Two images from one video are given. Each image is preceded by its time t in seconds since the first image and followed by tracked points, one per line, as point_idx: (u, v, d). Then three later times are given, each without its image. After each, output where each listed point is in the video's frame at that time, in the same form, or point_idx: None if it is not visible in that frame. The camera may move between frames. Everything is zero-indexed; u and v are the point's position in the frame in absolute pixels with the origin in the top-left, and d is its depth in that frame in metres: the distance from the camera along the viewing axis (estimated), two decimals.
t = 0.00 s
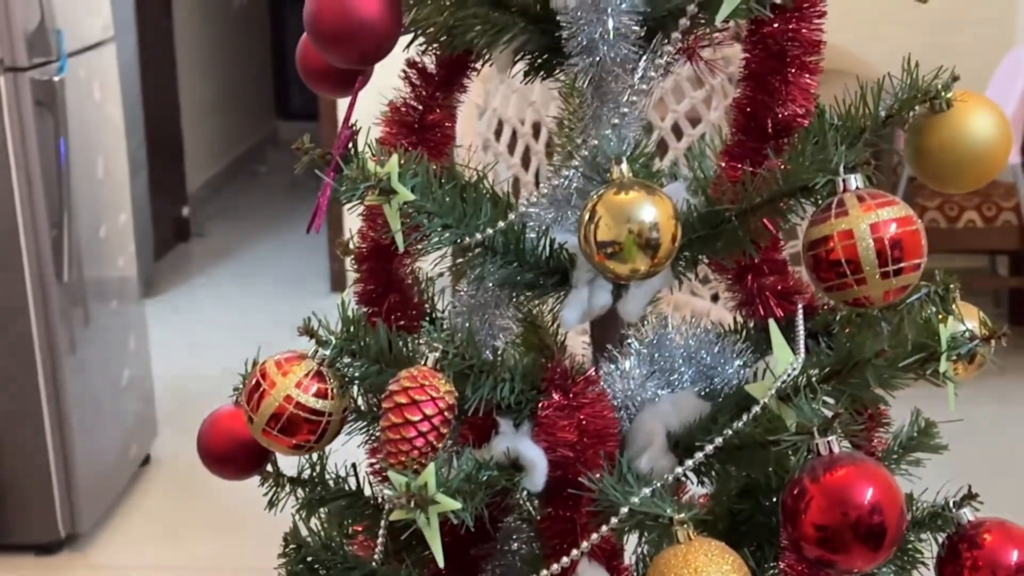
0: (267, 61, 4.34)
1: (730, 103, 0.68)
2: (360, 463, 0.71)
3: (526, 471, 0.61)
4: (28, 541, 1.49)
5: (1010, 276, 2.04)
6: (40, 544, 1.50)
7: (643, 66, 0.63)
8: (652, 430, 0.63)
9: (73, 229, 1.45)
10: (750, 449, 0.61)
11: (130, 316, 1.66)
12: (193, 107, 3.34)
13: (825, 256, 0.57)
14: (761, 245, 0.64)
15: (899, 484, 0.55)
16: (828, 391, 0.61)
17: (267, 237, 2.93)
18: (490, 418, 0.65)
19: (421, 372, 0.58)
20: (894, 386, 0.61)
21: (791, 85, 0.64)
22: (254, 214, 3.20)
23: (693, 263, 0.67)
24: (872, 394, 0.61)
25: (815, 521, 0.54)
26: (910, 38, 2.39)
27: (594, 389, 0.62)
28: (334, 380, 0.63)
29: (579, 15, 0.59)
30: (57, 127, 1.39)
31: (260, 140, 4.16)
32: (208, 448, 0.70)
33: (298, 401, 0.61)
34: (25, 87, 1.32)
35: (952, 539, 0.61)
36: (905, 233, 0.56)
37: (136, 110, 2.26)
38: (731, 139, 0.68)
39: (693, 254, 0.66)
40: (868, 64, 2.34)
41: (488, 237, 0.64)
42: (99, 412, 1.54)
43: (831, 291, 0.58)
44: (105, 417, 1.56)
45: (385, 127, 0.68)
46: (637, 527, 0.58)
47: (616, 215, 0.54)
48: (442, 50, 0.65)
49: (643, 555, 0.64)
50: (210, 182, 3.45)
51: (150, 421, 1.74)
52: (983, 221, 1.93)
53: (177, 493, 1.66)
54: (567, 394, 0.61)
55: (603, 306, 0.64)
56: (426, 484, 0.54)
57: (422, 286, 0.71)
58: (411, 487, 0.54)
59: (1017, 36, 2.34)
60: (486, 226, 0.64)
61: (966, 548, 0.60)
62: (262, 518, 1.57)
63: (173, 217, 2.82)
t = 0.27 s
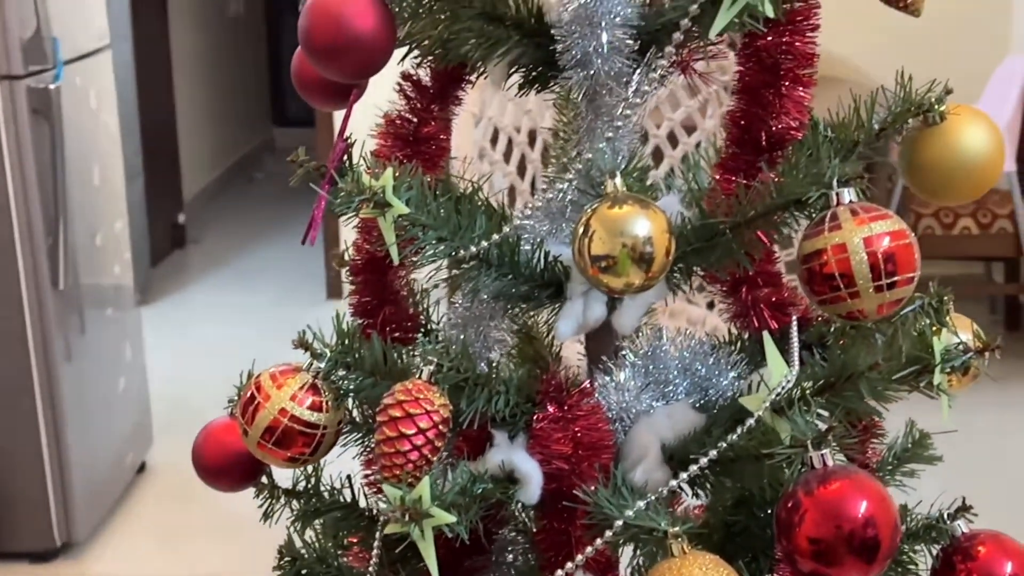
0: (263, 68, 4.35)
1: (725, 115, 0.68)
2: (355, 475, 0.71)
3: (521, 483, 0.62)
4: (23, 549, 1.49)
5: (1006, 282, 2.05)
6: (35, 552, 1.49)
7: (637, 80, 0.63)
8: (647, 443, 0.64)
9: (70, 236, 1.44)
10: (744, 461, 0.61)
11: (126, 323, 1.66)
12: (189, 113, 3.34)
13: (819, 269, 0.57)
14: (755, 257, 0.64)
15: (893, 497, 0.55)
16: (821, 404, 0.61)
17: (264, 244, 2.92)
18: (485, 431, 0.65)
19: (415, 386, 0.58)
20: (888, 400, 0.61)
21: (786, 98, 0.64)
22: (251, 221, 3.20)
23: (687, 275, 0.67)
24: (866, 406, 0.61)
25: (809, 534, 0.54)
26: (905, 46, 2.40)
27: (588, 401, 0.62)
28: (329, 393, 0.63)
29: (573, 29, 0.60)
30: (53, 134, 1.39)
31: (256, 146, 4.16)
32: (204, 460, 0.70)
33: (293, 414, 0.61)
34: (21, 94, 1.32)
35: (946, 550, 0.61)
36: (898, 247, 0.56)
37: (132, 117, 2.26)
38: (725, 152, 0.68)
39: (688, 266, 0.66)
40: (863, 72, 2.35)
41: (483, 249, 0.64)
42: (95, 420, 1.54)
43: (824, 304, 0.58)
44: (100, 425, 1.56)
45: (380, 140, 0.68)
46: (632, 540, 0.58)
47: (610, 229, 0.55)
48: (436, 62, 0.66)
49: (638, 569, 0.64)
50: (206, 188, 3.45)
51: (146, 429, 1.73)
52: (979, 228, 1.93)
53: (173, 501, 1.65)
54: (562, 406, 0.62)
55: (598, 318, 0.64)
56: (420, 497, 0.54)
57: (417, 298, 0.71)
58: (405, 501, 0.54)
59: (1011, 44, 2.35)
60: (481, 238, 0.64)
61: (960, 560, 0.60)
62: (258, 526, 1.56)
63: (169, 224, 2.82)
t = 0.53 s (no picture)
0: (258, 74, 4.35)
1: (717, 127, 0.68)
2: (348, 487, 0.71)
3: (514, 495, 0.61)
4: (17, 558, 1.49)
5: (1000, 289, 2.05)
6: (30, 560, 1.49)
7: (630, 93, 0.63)
8: (640, 455, 0.64)
9: (65, 245, 1.44)
10: (736, 475, 0.61)
11: (120, 331, 1.66)
12: (185, 119, 3.34)
13: (810, 282, 0.57)
14: (748, 270, 0.64)
15: (884, 511, 0.55)
16: (814, 417, 0.61)
17: (259, 251, 2.92)
18: (478, 444, 0.65)
19: (408, 400, 0.58)
20: (878, 413, 0.61)
21: (777, 110, 0.65)
22: (247, 227, 3.20)
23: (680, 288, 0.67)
24: (858, 419, 0.61)
25: (801, 548, 0.54)
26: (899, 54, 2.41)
27: (581, 414, 0.62)
28: (322, 406, 0.63)
29: (566, 43, 0.60)
30: (48, 142, 1.39)
31: (252, 153, 4.16)
32: (196, 473, 0.70)
33: (285, 427, 0.61)
34: (16, 103, 1.32)
35: (938, 563, 0.61)
36: (889, 261, 0.56)
37: (128, 125, 2.26)
38: (717, 165, 0.68)
39: (680, 278, 0.66)
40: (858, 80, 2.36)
41: (475, 262, 0.64)
42: (90, 429, 1.54)
43: (816, 317, 0.58)
44: (95, 433, 1.55)
45: (373, 152, 0.68)
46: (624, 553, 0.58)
47: (602, 242, 0.55)
48: (430, 75, 0.65)
49: None
50: (202, 195, 3.45)
51: (141, 437, 1.73)
52: (974, 235, 1.94)
53: (168, 509, 1.65)
54: (555, 418, 0.62)
55: (591, 330, 0.64)
56: (413, 510, 0.54)
57: (410, 309, 0.71)
58: (398, 514, 0.54)
59: (1006, 52, 2.36)
60: (474, 251, 0.64)
61: (952, 573, 0.60)
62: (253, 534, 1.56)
63: (164, 231, 2.81)
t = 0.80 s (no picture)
0: (254, 81, 4.36)
1: (710, 138, 0.68)
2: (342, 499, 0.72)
3: (507, 508, 0.61)
4: (11, 567, 1.48)
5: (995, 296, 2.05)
6: (24, 569, 1.48)
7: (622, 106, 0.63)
8: (633, 467, 0.64)
9: (59, 252, 1.44)
10: (729, 486, 0.61)
11: (115, 339, 1.66)
12: (180, 125, 3.34)
13: (802, 294, 0.57)
14: (740, 281, 0.64)
15: (877, 523, 0.54)
16: (806, 429, 0.60)
17: (255, 258, 2.92)
18: (471, 456, 0.65)
19: (400, 412, 0.58)
20: (871, 425, 0.61)
21: (769, 122, 0.65)
22: (242, 234, 3.20)
23: (673, 299, 0.68)
24: (852, 431, 0.61)
25: (793, 561, 0.54)
26: (894, 62, 2.42)
27: (574, 425, 0.62)
28: (314, 418, 0.63)
29: (558, 55, 0.61)
30: (43, 150, 1.39)
31: (248, 160, 4.17)
32: (189, 484, 0.70)
33: (277, 439, 0.61)
34: (11, 110, 1.32)
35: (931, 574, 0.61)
36: (881, 272, 0.56)
37: (123, 132, 2.26)
38: (709, 176, 0.68)
39: (673, 290, 0.66)
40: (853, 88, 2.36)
41: (468, 273, 0.64)
42: (85, 436, 1.53)
43: (808, 329, 0.58)
44: (90, 441, 1.55)
45: (366, 163, 0.68)
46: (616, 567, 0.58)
47: (594, 255, 0.55)
48: (423, 86, 0.66)
49: None
50: (198, 202, 3.45)
51: (135, 445, 1.73)
52: (969, 242, 1.94)
53: (162, 517, 1.65)
54: (547, 430, 0.62)
55: (583, 341, 0.64)
56: (405, 523, 0.54)
57: (404, 319, 0.71)
58: (390, 528, 0.54)
59: (1000, 60, 2.37)
60: (467, 262, 0.64)
61: None
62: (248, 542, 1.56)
63: (160, 238, 2.81)
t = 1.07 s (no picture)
0: (249, 88, 4.36)
1: (703, 148, 0.68)
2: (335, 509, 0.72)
3: (499, 519, 0.61)
4: None
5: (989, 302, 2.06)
6: None
7: (614, 116, 0.63)
8: (626, 477, 0.64)
9: (54, 259, 1.44)
10: (721, 497, 0.61)
11: (110, 346, 1.65)
12: (176, 131, 3.34)
13: (794, 306, 0.57)
14: (733, 291, 0.64)
15: (869, 534, 0.54)
16: (799, 441, 0.61)
17: (251, 264, 2.92)
18: (463, 467, 0.65)
19: (392, 423, 0.58)
20: (864, 435, 0.61)
21: (761, 133, 0.65)
22: (238, 241, 3.20)
23: (666, 309, 0.68)
24: (845, 442, 0.61)
25: (785, 572, 0.54)
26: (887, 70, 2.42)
27: (567, 436, 0.62)
28: (307, 428, 0.63)
29: (550, 67, 0.61)
30: (37, 157, 1.39)
31: (243, 166, 4.17)
32: (182, 495, 0.70)
33: (270, 450, 0.61)
34: (6, 118, 1.32)
35: None
36: (873, 284, 0.56)
37: (117, 139, 2.26)
38: (702, 186, 0.68)
39: (665, 300, 0.66)
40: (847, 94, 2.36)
41: (461, 284, 0.64)
42: (79, 444, 1.53)
43: (800, 340, 0.58)
44: (85, 449, 1.55)
45: (359, 174, 0.68)
46: None
47: (586, 267, 0.55)
48: (416, 97, 0.66)
49: None
50: (193, 208, 3.45)
51: (130, 452, 1.73)
52: (964, 248, 1.95)
53: (157, 525, 1.64)
54: (540, 440, 0.62)
55: (576, 352, 0.64)
56: (397, 536, 0.54)
57: (397, 329, 0.71)
58: (382, 540, 0.54)
59: (994, 67, 2.37)
60: (459, 273, 0.64)
61: None
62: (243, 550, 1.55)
63: (155, 244, 2.81)
